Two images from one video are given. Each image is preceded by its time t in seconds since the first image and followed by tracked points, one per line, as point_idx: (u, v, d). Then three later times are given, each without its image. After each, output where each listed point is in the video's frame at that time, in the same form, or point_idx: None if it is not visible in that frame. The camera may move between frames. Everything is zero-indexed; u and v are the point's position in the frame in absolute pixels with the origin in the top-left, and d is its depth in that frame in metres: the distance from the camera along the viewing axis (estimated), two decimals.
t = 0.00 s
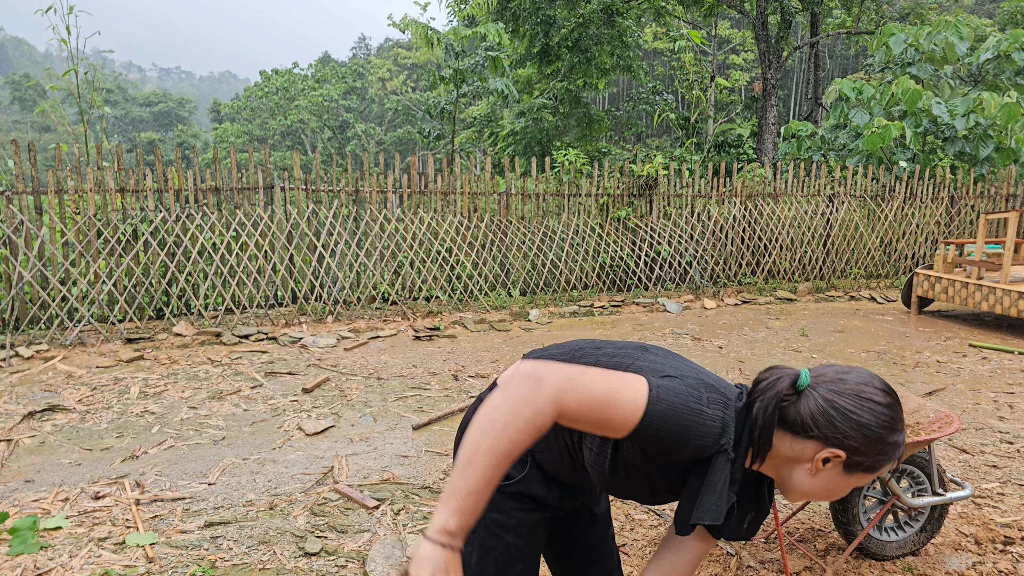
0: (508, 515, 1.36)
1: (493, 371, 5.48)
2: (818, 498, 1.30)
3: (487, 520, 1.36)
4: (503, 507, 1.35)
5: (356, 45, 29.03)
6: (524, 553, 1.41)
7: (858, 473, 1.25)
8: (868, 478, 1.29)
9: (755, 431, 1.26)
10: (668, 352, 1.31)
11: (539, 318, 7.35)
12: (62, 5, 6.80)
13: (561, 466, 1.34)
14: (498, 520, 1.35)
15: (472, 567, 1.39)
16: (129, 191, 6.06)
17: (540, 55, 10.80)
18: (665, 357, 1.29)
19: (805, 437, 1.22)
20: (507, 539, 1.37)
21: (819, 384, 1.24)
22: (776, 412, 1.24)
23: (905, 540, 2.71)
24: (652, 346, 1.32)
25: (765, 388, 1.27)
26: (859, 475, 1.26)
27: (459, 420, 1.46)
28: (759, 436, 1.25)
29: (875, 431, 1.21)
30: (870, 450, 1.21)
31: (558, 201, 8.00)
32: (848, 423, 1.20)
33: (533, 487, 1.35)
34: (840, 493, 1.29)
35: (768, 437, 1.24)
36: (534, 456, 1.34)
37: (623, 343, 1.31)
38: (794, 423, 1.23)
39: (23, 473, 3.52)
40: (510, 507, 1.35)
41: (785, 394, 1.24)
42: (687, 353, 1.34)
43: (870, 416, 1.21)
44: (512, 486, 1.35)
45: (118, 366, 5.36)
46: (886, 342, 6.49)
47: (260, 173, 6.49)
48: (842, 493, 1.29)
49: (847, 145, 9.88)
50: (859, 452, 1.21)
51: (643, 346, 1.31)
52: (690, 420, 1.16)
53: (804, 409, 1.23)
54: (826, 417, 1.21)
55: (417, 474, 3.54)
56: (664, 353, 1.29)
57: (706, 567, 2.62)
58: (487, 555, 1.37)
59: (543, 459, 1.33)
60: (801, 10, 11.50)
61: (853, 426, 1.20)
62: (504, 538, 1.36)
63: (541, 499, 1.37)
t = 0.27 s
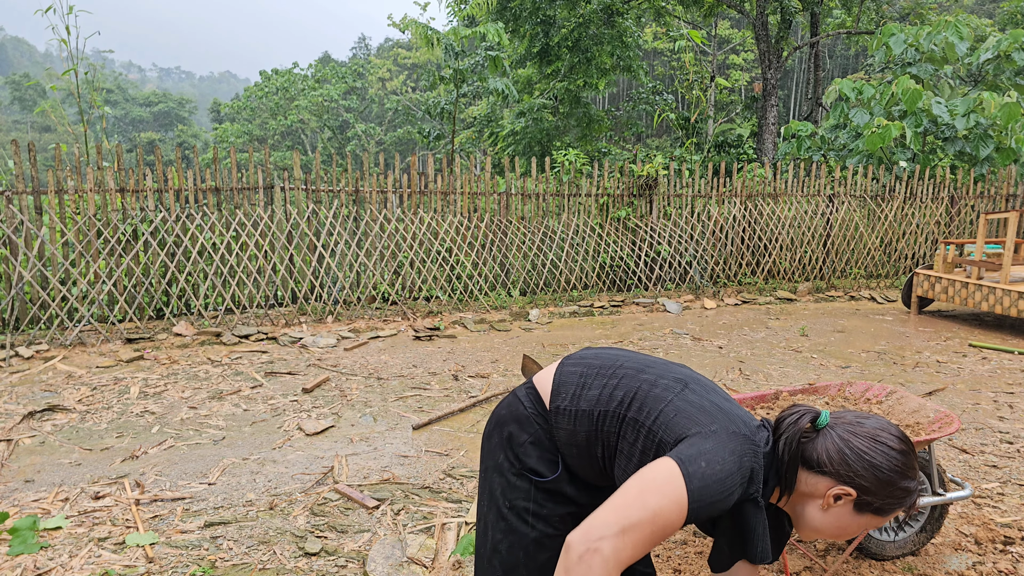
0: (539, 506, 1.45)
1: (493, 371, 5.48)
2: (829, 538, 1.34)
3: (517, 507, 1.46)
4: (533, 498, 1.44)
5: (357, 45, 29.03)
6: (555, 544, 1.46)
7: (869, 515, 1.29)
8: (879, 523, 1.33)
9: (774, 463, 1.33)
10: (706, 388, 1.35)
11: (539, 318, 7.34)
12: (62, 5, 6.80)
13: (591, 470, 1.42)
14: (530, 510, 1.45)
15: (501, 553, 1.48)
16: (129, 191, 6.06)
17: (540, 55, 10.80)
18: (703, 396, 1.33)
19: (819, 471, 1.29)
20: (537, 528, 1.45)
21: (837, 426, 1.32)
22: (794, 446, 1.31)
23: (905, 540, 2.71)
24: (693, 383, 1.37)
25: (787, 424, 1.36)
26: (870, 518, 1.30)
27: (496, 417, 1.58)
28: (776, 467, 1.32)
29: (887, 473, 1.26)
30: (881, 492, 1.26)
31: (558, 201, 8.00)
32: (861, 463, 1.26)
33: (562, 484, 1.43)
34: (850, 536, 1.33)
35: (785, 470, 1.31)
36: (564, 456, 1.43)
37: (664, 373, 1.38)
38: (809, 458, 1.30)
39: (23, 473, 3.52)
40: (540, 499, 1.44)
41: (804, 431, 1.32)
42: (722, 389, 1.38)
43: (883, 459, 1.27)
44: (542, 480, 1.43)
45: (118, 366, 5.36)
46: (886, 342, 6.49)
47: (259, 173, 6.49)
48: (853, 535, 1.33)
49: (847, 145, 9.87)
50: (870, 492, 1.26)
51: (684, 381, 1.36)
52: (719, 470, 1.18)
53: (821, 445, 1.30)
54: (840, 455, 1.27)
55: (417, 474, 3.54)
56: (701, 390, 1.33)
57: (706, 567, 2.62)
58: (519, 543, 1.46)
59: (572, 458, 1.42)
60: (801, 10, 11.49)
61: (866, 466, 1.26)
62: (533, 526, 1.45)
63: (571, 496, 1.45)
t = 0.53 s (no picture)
0: (547, 505, 1.48)
1: (493, 371, 5.48)
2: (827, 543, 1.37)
3: (526, 506, 1.49)
4: (541, 499, 1.48)
5: (356, 45, 29.01)
6: (561, 541, 1.52)
7: (865, 524, 1.30)
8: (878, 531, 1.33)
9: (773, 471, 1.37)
10: (710, 412, 1.33)
11: (539, 318, 7.34)
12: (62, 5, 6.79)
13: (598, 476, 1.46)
14: (539, 511, 1.48)
15: (510, 550, 1.50)
16: (129, 191, 6.06)
17: (540, 55, 10.79)
18: (706, 425, 1.31)
19: (815, 480, 1.31)
20: (545, 526, 1.48)
21: (836, 437, 1.32)
22: (792, 455, 1.34)
23: (905, 540, 2.70)
24: (697, 404, 1.34)
25: (789, 433, 1.38)
26: (868, 526, 1.31)
27: (504, 419, 1.60)
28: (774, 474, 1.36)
29: (883, 487, 1.27)
30: (877, 504, 1.27)
31: (558, 201, 8.00)
32: (855, 474, 1.27)
33: (569, 488, 1.48)
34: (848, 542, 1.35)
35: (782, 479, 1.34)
36: (572, 461, 1.46)
37: (669, 393, 1.37)
38: (806, 467, 1.32)
39: (23, 473, 3.52)
40: (548, 501, 1.48)
41: (803, 441, 1.34)
42: (727, 411, 1.36)
43: (879, 472, 1.27)
44: (550, 484, 1.47)
45: (118, 366, 5.35)
46: (887, 342, 6.49)
47: (259, 173, 6.48)
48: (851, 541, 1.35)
49: (847, 145, 9.86)
50: (865, 504, 1.27)
51: (688, 408, 1.34)
52: (716, 507, 1.20)
53: (817, 457, 1.31)
54: (836, 466, 1.29)
55: (417, 474, 3.54)
56: (705, 417, 1.31)
57: (706, 567, 2.62)
58: (527, 541, 1.49)
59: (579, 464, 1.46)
60: (801, 10, 11.49)
61: (861, 478, 1.26)
62: (541, 525, 1.48)
63: (577, 497, 1.50)
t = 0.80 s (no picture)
0: (559, 499, 1.49)
1: (493, 370, 5.48)
2: (838, 466, 1.38)
3: (539, 502, 1.48)
4: (554, 490, 1.48)
5: (356, 45, 29.01)
6: (575, 535, 1.52)
7: (872, 441, 1.32)
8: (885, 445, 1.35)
9: (778, 407, 1.38)
10: (706, 368, 1.33)
11: (539, 318, 7.34)
12: (62, 5, 6.79)
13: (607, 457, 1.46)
14: (551, 504, 1.48)
15: (525, 547, 1.50)
16: (129, 191, 6.06)
17: (540, 55, 10.79)
18: (704, 381, 1.30)
19: (818, 407, 1.32)
20: (558, 520, 1.49)
21: (830, 361, 1.33)
22: (793, 387, 1.35)
23: (905, 540, 2.70)
24: (690, 363, 1.34)
25: (786, 367, 1.39)
26: (875, 442, 1.33)
27: (506, 419, 1.59)
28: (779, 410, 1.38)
29: (884, 402, 1.28)
30: (880, 420, 1.28)
31: (558, 201, 8.00)
32: (855, 395, 1.28)
33: (580, 476, 1.47)
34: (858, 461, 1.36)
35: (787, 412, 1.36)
36: (580, 449, 1.46)
37: (664, 359, 1.37)
38: (807, 396, 1.33)
39: (23, 473, 3.52)
40: (560, 492, 1.48)
41: (800, 372, 1.35)
42: (721, 361, 1.36)
43: (877, 388, 1.28)
44: (561, 473, 1.46)
45: (118, 366, 5.36)
46: (886, 342, 6.48)
47: (259, 173, 6.48)
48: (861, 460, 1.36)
49: (848, 145, 9.85)
50: (868, 422, 1.28)
51: (681, 368, 1.33)
52: (727, 456, 1.22)
53: (816, 385, 1.32)
54: (835, 390, 1.30)
55: (417, 474, 3.54)
56: (702, 375, 1.31)
57: (706, 567, 2.62)
58: (543, 535, 1.49)
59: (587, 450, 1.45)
60: (801, 10, 11.48)
61: (860, 397, 1.28)
62: (555, 518, 1.49)
63: (589, 485, 1.50)
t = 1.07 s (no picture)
0: (554, 498, 1.47)
1: (493, 370, 5.48)
2: (830, 414, 1.44)
3: (534, 503, 1.47)
4: (548, 488, 1.46)
5: (356, 45, 29.01)
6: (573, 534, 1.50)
7: (865, 384, 1.39)
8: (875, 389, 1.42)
9: (776, 356, 1.41)
10: (687, 344, 1.33)
11: (539, 318, 7.34)
12: (62, 5, 6.78)
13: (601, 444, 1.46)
14: (547, 503, 1.46)
15: (525, 551, 1.48)
16: (129, 191, 6.06)
17: (540, 55, 10.78)
18: (686, 356, 1.31)
19: (814, 351, 1.38)
20: (554, 520, 1.47)
21: (823, 306, 1.40)
22: (789, 334, 1.40)
23: (906, 541, 2.70)
24: (671, 341, 1.35)
25: (779, 314, 1.44)
26: (866, 385, 1.39)
27: (495, 424, 1.59)
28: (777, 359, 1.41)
29: (878, 343, 1.35)
30: (874, 360, 1.35)
31: (558, 201, 8.00)
32: (851, 334, 1.35)
33: (573, 469, 1.46)
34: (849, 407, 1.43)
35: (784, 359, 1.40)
36: (571, 442, 1.45)
37: (645, 340, 1.38)
38: (804, 341, 1.38)
39: (23, 473, 3.52)
40: (555, 489, 1.46)
41: (795, 317, 1.41)
42: (700, 332, 1.38)
43: (871, 329, 1.35)
44: (554, 469, 1.45)
45: (118, 366, 5.36)
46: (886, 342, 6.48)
47: (259, 173, 6.48)
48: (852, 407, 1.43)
49: (848, 145, 9.85)
50: (863, 362, 1.35)
51: (660, 347, 1.34)
52: (723, 424, 1.25)
53: (814, 329, 1.38)
54: (831, 332, 1.36)
55: (417, 474, 3.54)
56: (684, 351, 1.32)
57: (706, 567, 2.62)
58: (541, 536, 1.47)
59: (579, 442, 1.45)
60: (801, 10, 11.47)
61: (856, 337, 1.35)
62: (551, 518, 1.47)
63: (583, 479, 1.49)
